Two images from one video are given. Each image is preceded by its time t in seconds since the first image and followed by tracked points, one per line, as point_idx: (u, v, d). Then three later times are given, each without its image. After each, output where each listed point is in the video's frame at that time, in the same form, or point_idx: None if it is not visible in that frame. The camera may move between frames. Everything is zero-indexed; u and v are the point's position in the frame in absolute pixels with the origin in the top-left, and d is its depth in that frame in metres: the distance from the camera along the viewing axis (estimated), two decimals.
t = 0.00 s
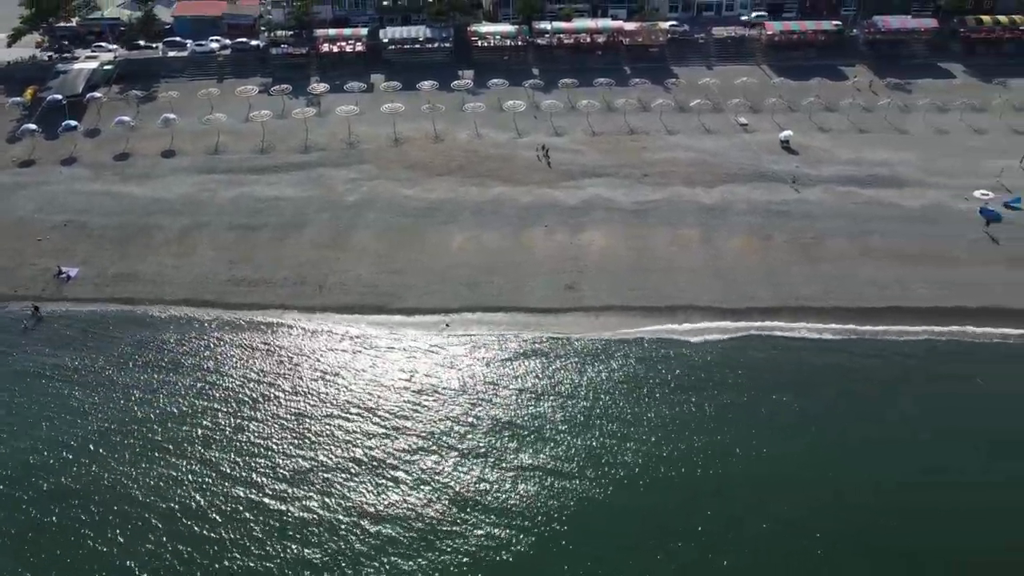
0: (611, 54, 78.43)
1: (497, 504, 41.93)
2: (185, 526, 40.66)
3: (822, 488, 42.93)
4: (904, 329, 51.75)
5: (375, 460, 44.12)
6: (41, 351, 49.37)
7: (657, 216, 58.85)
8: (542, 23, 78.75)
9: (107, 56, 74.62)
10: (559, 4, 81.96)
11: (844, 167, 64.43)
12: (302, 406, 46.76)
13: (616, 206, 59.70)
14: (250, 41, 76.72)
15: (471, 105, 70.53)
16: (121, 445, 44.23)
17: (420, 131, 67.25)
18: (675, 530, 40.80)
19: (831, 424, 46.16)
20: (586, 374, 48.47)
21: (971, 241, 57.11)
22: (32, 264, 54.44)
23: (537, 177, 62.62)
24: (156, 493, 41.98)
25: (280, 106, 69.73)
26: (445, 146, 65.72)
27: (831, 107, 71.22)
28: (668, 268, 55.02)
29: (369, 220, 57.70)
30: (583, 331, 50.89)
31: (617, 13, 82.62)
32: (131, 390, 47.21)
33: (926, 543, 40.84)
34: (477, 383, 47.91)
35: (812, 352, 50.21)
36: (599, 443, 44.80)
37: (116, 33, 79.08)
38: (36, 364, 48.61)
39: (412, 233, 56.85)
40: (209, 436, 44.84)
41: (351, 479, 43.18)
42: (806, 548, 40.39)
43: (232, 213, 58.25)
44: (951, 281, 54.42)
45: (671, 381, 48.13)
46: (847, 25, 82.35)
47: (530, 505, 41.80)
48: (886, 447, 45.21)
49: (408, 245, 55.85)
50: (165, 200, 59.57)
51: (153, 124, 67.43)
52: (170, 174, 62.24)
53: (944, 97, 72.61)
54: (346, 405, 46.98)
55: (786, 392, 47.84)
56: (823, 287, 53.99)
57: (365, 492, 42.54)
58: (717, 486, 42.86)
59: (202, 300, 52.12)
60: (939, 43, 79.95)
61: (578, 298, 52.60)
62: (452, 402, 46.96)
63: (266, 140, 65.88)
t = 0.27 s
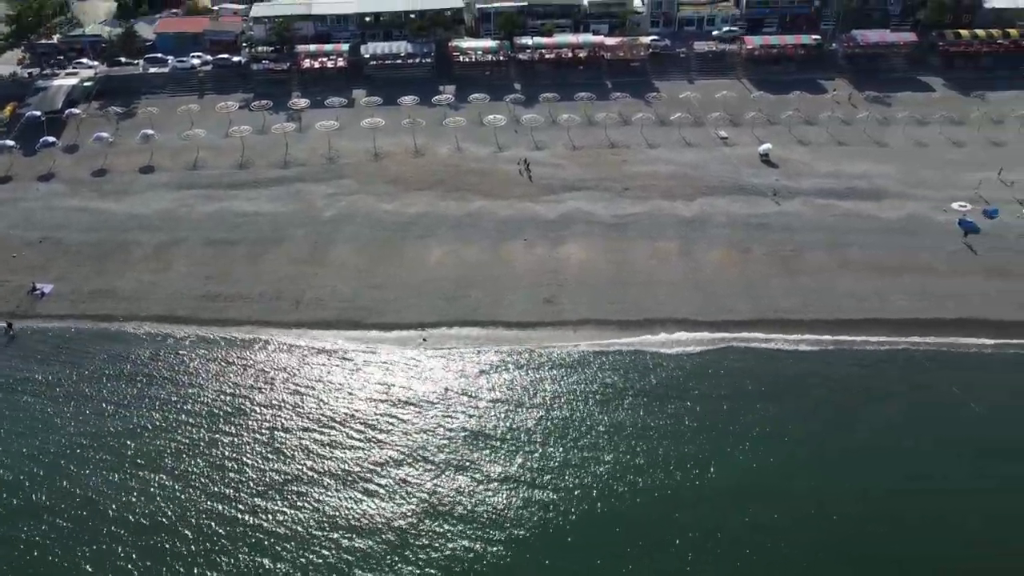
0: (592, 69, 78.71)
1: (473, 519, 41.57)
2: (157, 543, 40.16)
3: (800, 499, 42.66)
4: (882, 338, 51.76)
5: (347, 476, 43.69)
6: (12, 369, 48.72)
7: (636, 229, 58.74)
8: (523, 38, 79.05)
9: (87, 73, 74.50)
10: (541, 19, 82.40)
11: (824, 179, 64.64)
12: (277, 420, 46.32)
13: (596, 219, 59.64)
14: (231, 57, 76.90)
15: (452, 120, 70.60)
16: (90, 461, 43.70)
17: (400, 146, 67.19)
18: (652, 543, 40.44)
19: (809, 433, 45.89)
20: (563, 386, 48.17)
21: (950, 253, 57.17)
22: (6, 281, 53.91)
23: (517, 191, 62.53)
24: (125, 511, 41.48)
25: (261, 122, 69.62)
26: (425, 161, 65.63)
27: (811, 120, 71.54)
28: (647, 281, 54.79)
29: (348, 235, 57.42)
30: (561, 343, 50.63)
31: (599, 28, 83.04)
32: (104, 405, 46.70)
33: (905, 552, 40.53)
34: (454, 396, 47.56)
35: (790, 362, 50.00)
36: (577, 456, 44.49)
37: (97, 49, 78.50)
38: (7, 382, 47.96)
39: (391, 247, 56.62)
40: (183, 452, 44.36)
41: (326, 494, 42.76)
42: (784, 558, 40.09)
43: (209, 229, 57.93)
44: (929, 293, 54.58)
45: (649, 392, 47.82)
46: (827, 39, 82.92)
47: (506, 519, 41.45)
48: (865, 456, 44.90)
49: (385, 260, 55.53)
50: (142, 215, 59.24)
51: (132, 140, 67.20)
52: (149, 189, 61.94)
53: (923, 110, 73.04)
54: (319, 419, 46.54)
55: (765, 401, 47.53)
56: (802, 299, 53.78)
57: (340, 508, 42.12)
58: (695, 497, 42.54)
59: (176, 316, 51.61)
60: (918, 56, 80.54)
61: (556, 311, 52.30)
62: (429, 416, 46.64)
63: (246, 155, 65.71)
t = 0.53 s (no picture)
0: (579, 80, 78.96)
1: (451, 529, 41.35)
2: (132, 554, 39.88)
3: (780, 507, 42.36)
4: (865, 347, 51.17)
5: (326, 488, 43.45)
6: None
7: (620, 240, 58.62)
8: (510, 50, 79.34)
9: (73, 84, 74.61)
10: (528, 31, 82.77)
11: (809, 190, 64.45)
12: (256, 430, 46.11)
13: (580, 230, 59.55)
14: (219, 69, 77.08)
15: (437, 131, 70.65)
16: (67, 473, 43.38)
17: (385, 157, 67.15)
18: (630, 553, 40.15)
19: (789, 441, 45.59)
20: (544, 395, 48.02)
21: (934, 263, 57.03)
22: None
23: (501, 202, 62.46)
24: (100, 522, 41.15)
25: (246, 133, 69.64)
26: (410, 172, 65.58)
27: (796, 131, 71.64)
28: (630, 291, 54.51)
29: (331, 246, 57.24)
30: (542, 352, 50.44)
31: (586, 40, 83.40)
32: (82, 416, 46.47)
33: (883, 561, 40.15)
34: (434, 406, 47.45)
35: (771, 370, 49.61)
36: (556, 466, 44.34)
37: (85, 61, 78.65)
38: None
39: (373, 258, 56.43)
40: (160, 462, 44.13)
41: (303, 504, 42.52)
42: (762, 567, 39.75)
43: (192, 240, 57.75)
44: (911, 303, 53.95)
45: (630, 401, 47.61)
46: (813, 51, 83.25)
47: (484, 530, 41.26)
48: (845, 464, 44.50)
49: (367, 270, 55.34)
50: (125, 227, 59.06)
51: (118, 151, 67.16)
52: (132, 201, 61.82)
53: (908, 121, 73.22)
54: (299, 430, 46.29)
55: (745, 410, 47.31)
56: (786, 309, 53.36)
57: (317, 518, 41.88)
58: (674, 506, 42.28)
59: (156, 328, 51.31)
60: (904, 67, 80.87)
61: (538, 321, 52.04)
62: (409, 426, 46.51)
63: (230, 166, 65.65)
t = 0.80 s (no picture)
0: (568, 88, 79.02)
1: (431, 537, 41.17)
2: (110, 563, 39.70)
3: (762, 515, 42.01)
4: (849, 354, 50.77)
5: (305, 495, 43.28)
6: None
7: (606, 248, 58.41)
8: (499, 58, 79.43)
9: (63, 93, 74.80)
10: (518, 40, 82.90)
11: (797, 198, 64.14)
12: (237, 437, 45.97)
13: (565, 238, 59.37)
14: (208, 78, 77.21)
15: (425, 139, 70.63)
16: (46, 480, 43.32)
17: (373, 165, 67.10)
18: (611, 560, 39.86)
19: (771, 448, 45.30)
20: (526, 401, 47.83)
21: (920, 271, 56.69)
22: None
23: (487, 210, 62.33)
24: (78, 529, 41.06)
25: (234, 141, 69.64)
26: (397, 180, 65.50)
27: (785, 139, 71.59)
28: (616, 299, 54.13)
29: (315, 254, 57.11)
30: (524, 359, 50.27)
31: (576, 48, 83.52)
32: (62, 423, 46.36)
33: (865, 568, 39.67)
34: (416, 412, 47.33)
35: (755, 377, 49.30)
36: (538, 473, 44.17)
37: (75, 70, 78.83)
38: None
39: (357, 266, 56.25)
40: (140, 470, 44.03)
41: (282, 512, 42.34)
42: None
43: (177, 248, 57.66)
44: (896, 311, 53.36)
45: (612, 407, 47.40)
46: (802, 59, 83.34)
47: (464, 537, 41.06)
48: (829, 470, 44.15)
49: (351, 278, 55.15)
50: (110, 234, 58.97)
51: (105, 159, 67.17)
52: (118, 208, 61.73)
53: (897, 129, 73.19)
54: (280, 437, 46.14)
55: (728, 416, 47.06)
56: (771, 317, 53.06)
57: (295, 527, 41.65)
58: (654, 514, 42.01)
59: (138, 336, 51.14)
60: (893, 76, 80.98)
61: (521, 330, 51.81)
62: (391, 434, 46.40)
63: (217, 174, 65.62)
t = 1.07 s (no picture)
0: (558, 92, 79.07)
1: (412, 538, 41.23)
2: (90, 563, 39.80)
3: (743, 517, 42.03)
4: (833, 357, 50.73)
5: (286, 496, 43.36)
6: None
7: (592, 252, 58.35)
8: (489, 62, 79.51)
9: (52, 97, 74.83)
10: (507, 43, 82.98)
11: (784, 202, 64.12)
12: (220, 439, 46.05)
13: (551, 241, 59.33)
14: (198, 81, 77.28)
15: (413, 142, 70.63)
16: (29, 482, 43.46)
17: (361, 169, 67.12)
18: (593, 561, 39.91)
19: (753, 450, 45.34)
20: (509, 403, 47.93)
21: (905, 275, 56.65)
22: None
23: (474, 213, 62.31)
24: (59, 530, 41.18)
25: (222, 145, 69.66)
26: (384, 183, 65.51)
27: (773, 143, 71.61)
28: (601, 303, 54.04)
29: (301, 258, 57.12)
30: (508, 361, 50.35)
31: (566, 52, 83.61)
32: (45, 427, 46.41)
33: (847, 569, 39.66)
34: (399, 414, 47.45)
35: (739, 380, 49.24)
36: (519, 475, 44.30)
37: (65, 74, 78.87)
38: None
39: (343, 270, 56.24)
40: (123, 472, 44.11)
41: (264, 513, 42.40)
42: None
43: (162, 251, 57.63)
44: (879, 316, 53.47)
45: (594, 409, 47.49)
46: (792, 63, 83.42)
47: (444, 538, 41.12)
48: (813, 473, 44.14)
49: (336, 282, 55.15)
50: (96, 238, 58.92)
51: (93, 163, 67.15)
52: (104, 212, 61.67)
53: (885, 132, 73.27)
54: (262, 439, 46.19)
55: (711, 418, 47.08)
56: (755, 321, 53.01)
57: (277, 527, 41.72)
58: (636, 516, 42.09)
59: (122, 340, 51.09)
60: (882, 79, 81.12)
61: (505, 333, 51.79)
62: (374, 435, 46.50)
63: (205, 177, 65.62)
